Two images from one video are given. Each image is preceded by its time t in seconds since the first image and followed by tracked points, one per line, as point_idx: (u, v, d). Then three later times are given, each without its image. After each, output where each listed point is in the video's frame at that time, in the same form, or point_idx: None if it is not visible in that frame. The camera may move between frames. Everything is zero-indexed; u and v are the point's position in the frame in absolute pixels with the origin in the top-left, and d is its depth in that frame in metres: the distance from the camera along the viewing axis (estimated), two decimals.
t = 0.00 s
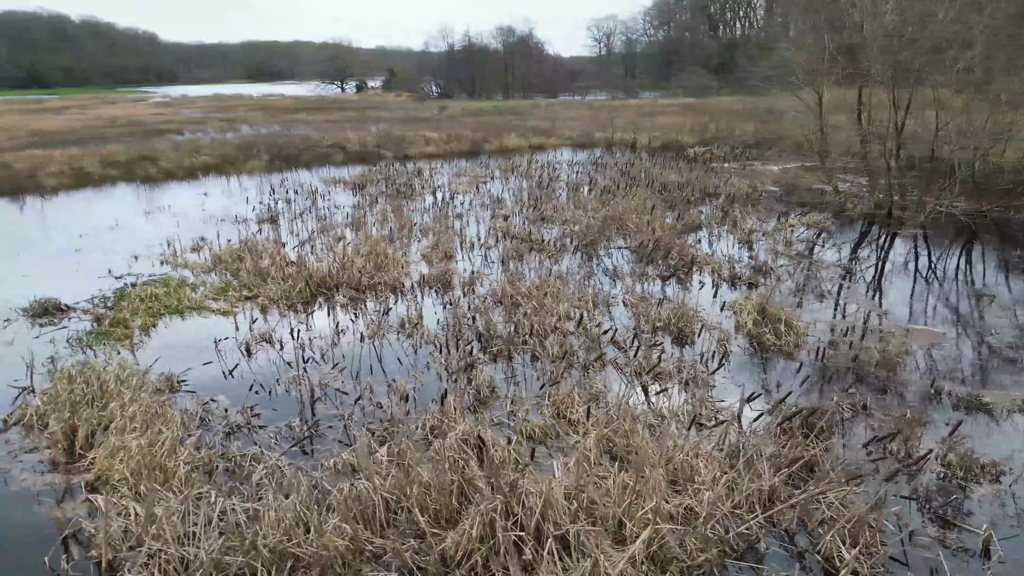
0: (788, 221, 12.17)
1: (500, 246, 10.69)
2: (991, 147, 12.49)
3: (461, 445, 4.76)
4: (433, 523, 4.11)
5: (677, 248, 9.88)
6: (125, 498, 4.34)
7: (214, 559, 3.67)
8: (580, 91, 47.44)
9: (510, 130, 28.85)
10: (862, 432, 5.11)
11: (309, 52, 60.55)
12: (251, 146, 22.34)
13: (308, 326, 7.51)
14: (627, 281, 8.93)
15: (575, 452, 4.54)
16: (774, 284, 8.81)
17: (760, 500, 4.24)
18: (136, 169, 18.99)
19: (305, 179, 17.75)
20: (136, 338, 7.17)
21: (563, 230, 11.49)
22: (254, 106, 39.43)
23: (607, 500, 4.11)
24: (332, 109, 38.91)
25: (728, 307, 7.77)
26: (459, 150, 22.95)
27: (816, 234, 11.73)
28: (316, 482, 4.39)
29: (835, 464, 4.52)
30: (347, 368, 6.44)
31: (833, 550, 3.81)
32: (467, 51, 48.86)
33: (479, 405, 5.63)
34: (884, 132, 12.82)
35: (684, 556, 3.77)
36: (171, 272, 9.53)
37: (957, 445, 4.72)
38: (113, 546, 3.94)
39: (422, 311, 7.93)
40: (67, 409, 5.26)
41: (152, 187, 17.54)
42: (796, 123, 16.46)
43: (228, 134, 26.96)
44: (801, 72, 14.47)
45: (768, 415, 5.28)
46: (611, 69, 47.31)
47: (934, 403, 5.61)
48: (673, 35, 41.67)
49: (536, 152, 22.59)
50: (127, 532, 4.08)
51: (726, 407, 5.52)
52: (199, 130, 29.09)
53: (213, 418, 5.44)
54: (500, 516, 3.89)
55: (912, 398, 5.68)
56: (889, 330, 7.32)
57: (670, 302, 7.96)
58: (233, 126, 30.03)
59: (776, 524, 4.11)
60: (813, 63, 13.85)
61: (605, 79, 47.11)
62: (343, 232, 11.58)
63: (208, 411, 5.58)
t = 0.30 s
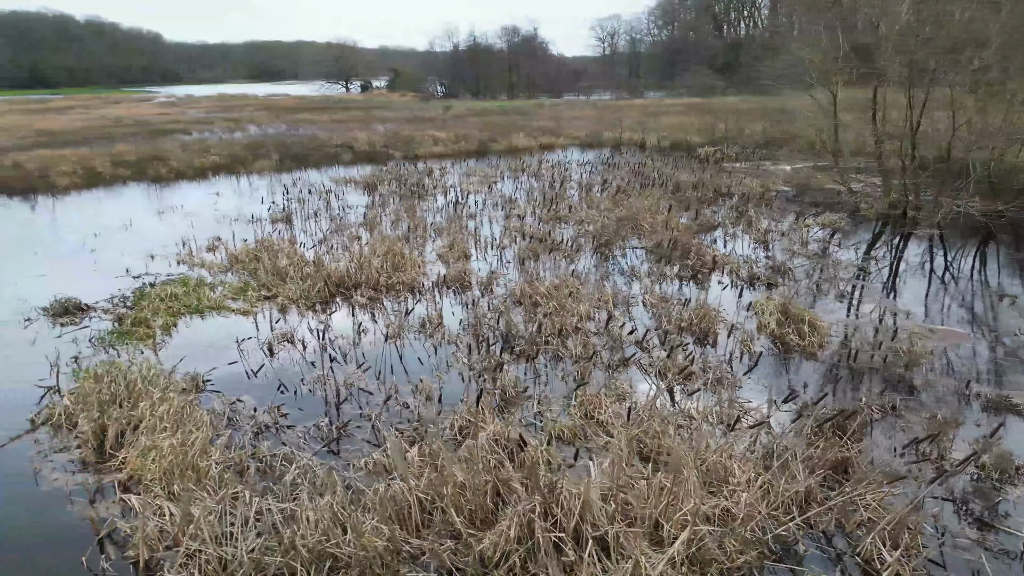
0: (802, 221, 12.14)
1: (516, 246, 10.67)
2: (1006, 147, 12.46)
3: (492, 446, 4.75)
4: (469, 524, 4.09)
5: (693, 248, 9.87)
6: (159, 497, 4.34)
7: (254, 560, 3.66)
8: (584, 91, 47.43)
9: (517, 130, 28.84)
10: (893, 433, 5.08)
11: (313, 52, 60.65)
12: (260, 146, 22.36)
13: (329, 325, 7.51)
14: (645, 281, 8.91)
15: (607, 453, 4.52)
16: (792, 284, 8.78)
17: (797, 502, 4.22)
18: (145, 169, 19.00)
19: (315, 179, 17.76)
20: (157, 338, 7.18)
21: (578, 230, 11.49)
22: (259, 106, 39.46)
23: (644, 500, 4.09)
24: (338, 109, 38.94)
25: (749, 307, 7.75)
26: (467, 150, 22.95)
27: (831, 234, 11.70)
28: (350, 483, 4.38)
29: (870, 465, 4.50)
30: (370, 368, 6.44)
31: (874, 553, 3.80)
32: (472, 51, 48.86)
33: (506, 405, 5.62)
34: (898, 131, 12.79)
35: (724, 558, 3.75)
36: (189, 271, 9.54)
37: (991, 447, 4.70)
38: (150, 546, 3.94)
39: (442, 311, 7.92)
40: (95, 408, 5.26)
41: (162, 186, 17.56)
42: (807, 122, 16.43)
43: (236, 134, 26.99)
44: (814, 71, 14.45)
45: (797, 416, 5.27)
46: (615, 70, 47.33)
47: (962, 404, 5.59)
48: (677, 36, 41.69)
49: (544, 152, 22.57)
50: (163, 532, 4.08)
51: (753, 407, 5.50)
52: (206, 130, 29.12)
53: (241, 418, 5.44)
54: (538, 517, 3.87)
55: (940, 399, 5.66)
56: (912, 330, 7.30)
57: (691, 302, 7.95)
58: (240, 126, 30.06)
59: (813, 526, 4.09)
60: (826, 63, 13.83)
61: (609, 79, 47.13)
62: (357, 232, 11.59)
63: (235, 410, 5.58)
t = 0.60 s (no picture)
0: (816, 221, 12.09)
1: (531, 248, 10.64)
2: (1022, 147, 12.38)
3: (521, 447, 4.72)
4: (502, 527, 4.07)
5: (709, 248, 9.83)
6: (188, 499, 4.33)
7: (289, 564, 3.64)
8: (589, 90, 47.41)
9: (524, 130, 28.79)
10: (925, 436, 5.03)
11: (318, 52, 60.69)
12: (268, 146, 22.38)
13: (347, 326, 7.50)
14: (663, 282, 8.87)
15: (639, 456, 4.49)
16: (811, 284, 8.74)
17: (833, 506, 4.18)
18: (155, 169, 19.02)
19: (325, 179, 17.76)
20: (177, 338, 7.18)
21: (591, 230, 11.45)
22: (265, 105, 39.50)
23: (679, 504, 4.05)
24: (343, 109, 38.95)
25: (769, 309, 7.72)
26: (475, 150, 22.93)
27: (845, 234, 11.65)
28: (381, 485, 4.36)
29: (904, 468, 4.46)
30: (392, 369, 6.41)
31: (914, 558, 3.76)
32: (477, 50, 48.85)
33: (530, 406, 5.60)
34: (913, 131, 12.72)
35: (762, 563, 3.71)
36: (204, 271, 9.56)
37: None
38: (182, 548, 3.93)
39: (460, 311, 7.90)
40: (121, 409, 5.26)
41: (172, 186, 17.58)
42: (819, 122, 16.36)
43: (244, 134, 27.02)
44: (827, 71, 14.38)
45: (825, 418, 5.24)
46: (620, 69, 47.22)
47: (991, 406, 5.54)
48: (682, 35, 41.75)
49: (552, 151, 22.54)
50: (194, 534, 4.07)
51: (781, 409, 5.46)
52: (213, 130, 29.16)
53: (265, 419, 5.42)
54: (574, 520, 3.84)
55: (967, 401, 5.62)
56: (935, 332, 7.25)
57: (710, 302, 7.91)
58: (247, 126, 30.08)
59: (850, 530, 4.04)
60: (839, 62, 13.77)
61: (614, 79, 47.08)
62: (370, 232, 11.58)
63: (259, 412, 5.56)
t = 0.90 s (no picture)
0: (831, 221, 12.01)
1: (545, 249, 10.59)
2: None
3: (549, 452, 4.68)
4: (534, 533, 4.02)
5: (724, 249, 9.78)
6: (215, 503, 4.29)
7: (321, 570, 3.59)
8: (594, 91, 47.39)
9: (530, 130, 28.77)
10: (957, 441, 4.95)
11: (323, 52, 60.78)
12: (276, 146, 22.39)
13: (364, 327, 7.46)
14: (679, 283, 8.83)
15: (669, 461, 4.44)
16: (829, 286, 8.67)
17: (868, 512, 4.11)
18: (164, 169, 19.03)
19: (334, 179, 17.76)
20: (195, 339, 7.15)
21: (604, 231, 11.41)
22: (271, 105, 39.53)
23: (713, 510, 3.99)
24: (349, 109, 38.97)
25: (789, 310, 7.65)
26: (482, 150, 22.92)
27: (860, 235, 11.57)
28: (409, 490, 4.32)
29: (938, 473, 4.40)
30: (411, 370, 6.37)
31: (955, 567, 3.70)
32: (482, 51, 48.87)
33: (553, 409, 5.55)
34: (928, 132, 12.64)
35: (801, 571, 3.65)
36: (219, 272, 9.55)
37: None
38: (211, 553, 3.89)
39: (478, 313, 7.85)
40: (143, 412, 5.23)
41: (181, 186, 17.59)
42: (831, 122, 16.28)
43: (251, 134, 27.04)
44: (840, 71, 14.30)
45: (853, 422, 5.18)
46: (625, 70, 47.23)
47: (1020, 410, 5.48)
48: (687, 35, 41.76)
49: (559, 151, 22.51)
50: (223, 539, 4.03)
51: (808, 413, 5.39)
52: (220, 130, 29.19)
53: (287, 422, 5.39)
54: (608, 526, 3.79)
55: (996, 405, 5.55)
56: (959, 334, 7.18)
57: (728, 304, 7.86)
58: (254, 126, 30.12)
59: (888, 537, 3.98)
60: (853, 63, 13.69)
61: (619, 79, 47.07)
62: (382, 232, 11.58)
63: (281, 414, 5.53)
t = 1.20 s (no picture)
0: (845, 222, 11.91)
1: (558, 250, 10.52)
2: None
3: (576, 458, 4.60)
4: (564, 541, 3.95)
5: (740, 251, 9.69)
6: (240, 509, 4.24)
7: None
8: (598, 91, 47.37)
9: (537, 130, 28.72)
10: (991, 448, 4.85)
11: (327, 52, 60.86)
12: (283, 145, 22.35)
13: (381, 330, 7.40)
14: (696, 285, 8.74)
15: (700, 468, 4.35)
16: (849, 288, 8.58)
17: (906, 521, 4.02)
18: (172, 168, 19.01)
19: (342, 179, 17.71)
20: (210, 341, 7.09)
21: (617, 232, 11.33)
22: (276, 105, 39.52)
23: (749, 518, 3.91)
24: (354, 109, 38.96)
25: (809, 313, 7.56)
26: (489, 150, 22.86)
27: (876, 235, 11.46)
28: (436, 496, 4.25)
29: (975, 481, 4.30)
30: (430, 373, 6.29)
31: None
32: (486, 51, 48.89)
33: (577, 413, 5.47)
34: (944, 132, 12.52)
35: None
36: (232, 273, 9.51)
37: None
38: (238, 560, 3.81)
39: (494, 315, 7.78)
40: (164, 417, 5.18)
41: (189, 186, 17.56)
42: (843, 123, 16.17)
43: (258, 134, 27.04)
44: (854, 71, 14.19)
45: (882, 428, 5.10)
46: (629, 69, 47.18)
47: None
48: (692, 35, 41.71)
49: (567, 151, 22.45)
50: (248, 546, 3.96)
51: (837, 418, 5.30)
52: (226, 130, 29.22)
53: (308, 426, 5.32)
54: (643, 535, 3.71)
55: None
56: (984, 336, 7.07)
57: (748, 306, 7.78)
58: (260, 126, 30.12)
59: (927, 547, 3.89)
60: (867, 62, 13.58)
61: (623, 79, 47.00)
62: (394, 233, 11.53)
63: (302, 418, 5.47)
